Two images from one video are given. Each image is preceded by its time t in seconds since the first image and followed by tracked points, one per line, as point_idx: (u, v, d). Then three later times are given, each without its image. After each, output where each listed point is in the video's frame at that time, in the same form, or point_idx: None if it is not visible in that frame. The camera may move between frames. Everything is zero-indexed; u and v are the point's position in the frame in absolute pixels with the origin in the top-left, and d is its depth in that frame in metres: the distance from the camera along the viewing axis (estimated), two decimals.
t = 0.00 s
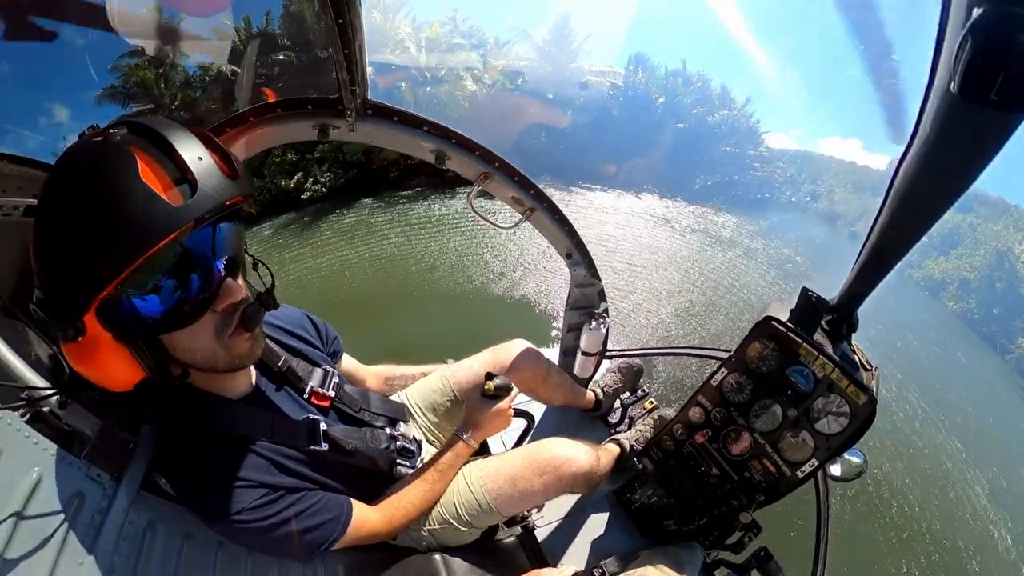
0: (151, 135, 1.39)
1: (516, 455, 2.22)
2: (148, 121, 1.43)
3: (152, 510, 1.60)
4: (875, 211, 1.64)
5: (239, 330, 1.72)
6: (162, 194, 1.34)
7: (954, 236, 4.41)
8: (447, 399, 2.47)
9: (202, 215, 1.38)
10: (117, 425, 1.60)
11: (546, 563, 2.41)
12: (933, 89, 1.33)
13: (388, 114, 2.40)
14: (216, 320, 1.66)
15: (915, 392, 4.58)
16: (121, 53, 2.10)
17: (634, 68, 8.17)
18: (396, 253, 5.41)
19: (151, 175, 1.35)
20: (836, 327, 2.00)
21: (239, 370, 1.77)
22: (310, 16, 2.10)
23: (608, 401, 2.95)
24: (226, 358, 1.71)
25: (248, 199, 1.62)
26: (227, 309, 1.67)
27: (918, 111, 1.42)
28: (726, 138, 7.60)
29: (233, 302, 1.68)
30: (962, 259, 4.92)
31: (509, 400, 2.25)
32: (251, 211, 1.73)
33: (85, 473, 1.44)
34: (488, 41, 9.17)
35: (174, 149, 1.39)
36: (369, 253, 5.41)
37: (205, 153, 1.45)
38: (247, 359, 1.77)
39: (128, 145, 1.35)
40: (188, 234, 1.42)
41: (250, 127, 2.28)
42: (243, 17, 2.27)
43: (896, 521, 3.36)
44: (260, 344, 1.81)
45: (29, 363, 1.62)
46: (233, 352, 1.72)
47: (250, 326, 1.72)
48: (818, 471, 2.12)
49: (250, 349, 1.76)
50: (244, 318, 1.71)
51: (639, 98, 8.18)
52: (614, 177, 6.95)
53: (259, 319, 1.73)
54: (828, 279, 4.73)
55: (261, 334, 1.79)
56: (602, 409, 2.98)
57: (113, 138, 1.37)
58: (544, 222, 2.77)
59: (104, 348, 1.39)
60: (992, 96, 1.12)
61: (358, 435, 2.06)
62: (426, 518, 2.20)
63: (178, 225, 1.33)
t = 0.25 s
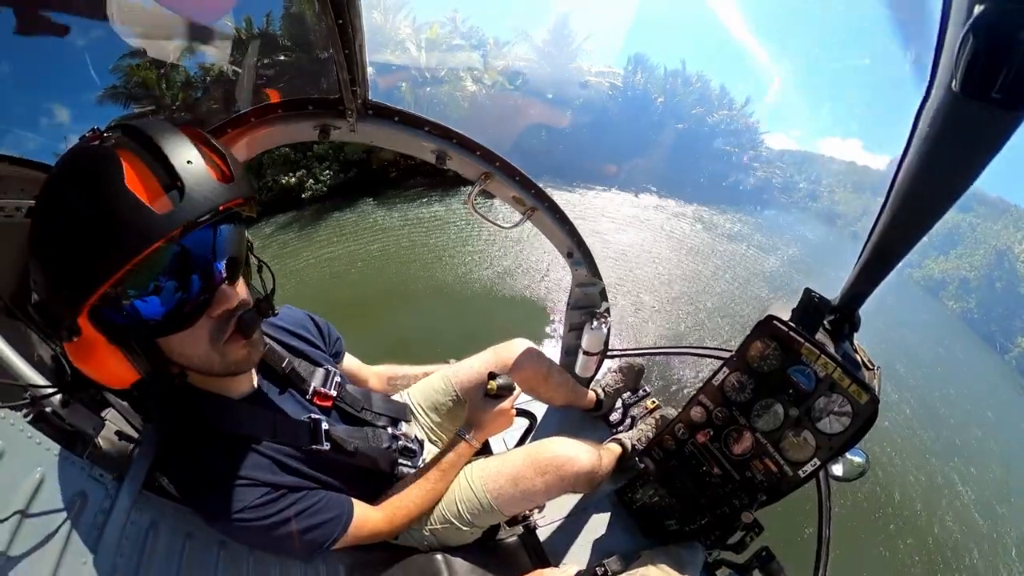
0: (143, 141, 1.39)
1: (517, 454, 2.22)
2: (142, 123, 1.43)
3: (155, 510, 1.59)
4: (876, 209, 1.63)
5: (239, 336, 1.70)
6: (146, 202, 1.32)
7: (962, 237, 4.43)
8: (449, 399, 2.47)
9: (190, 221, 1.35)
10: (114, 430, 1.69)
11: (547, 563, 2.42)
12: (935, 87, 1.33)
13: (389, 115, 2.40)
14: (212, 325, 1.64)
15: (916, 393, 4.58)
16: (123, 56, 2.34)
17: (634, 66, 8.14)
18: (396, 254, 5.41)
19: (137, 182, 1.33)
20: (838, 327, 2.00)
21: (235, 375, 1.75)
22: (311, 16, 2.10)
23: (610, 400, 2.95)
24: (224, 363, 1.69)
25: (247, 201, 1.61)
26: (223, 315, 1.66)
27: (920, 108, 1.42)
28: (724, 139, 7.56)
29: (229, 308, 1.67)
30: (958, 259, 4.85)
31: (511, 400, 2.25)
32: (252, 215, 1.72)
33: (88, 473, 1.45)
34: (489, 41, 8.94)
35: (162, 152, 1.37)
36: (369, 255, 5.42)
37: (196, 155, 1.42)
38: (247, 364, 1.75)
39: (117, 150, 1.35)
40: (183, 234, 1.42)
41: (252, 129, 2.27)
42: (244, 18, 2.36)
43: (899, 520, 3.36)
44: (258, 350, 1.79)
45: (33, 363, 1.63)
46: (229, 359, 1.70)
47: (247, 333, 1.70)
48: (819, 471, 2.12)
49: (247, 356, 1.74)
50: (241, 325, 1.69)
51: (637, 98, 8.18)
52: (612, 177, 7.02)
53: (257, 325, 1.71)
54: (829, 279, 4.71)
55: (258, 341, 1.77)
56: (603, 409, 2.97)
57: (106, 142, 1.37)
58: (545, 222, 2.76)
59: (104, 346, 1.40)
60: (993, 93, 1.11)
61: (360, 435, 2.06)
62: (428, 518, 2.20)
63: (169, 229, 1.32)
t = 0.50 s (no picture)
0: (144, 140, 1.38)
1: (517, 454, 2.22)
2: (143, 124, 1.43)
3: (154, 513, 1.57)
4: (874, 207, 1.64)
5: (237, 336, 1.70)
6: (148, 200, 1.32)
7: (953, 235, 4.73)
8: (448, 399, 2.48)
9: (191, 220, 1.35)
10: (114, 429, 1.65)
11: (547, 564, 2.42)
12: (931, 86, 1.34)
13: (387, 115, 2.41)
14: (211, 325, 1.65)
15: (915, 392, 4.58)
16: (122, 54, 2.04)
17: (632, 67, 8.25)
18: (392, 253, 5.40)
19: (140, 182, 1.33)
20: (836, 326, 2.01)
21: (234, 375, 1.75)
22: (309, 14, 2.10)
23: (609, 400, 2.95)
24: (223, 362, 1.71)
25: (247, 201, 1.62)
26: (221, 314, 1.67)
27: (917, 107, 1.42)
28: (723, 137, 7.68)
29: (228, 307, 1.68)
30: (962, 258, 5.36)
31: (511, 400, 2.24)
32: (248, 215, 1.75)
33: (86, 475, 1.44)
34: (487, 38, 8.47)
35: (163, 151, 1.36)
36: (366, 255, 5.40)
37: (197, 155, 1.42)
38: (245, 364, 1.76)
39: (119, 149, 1.34)
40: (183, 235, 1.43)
41: (250, 129, 2.31)
42: (246, 19, 2.19)
43: (897, 518, 3.37)
44: (257, 349, 1.79)
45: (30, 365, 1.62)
46: (228, 358, 1.71)
47: (246, 332, 1.70)
48: (818, 469, 2.12)
49: (246, 354, 1.75)
50: (240, 324, 1.69)
51: (635, 98, 8.26)
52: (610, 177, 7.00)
53: (256, 324, 1.71)
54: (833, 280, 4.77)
55: (257, 341, 1.78)
56: (602, 409, 2.97)
57: (105, 142, 1.37)
58: (544, 221, 2.76)
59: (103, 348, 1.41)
60: (989, 93, 1.12)
61: (360, 436, 2.06)
62: (427, 518, 2.20)
63: (170, 228, 1.32)
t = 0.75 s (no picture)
0: (141, 142, 1.38)
1: (515, 454, 2.22)
2: (136, 124, 1.42)
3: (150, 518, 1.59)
4: (868, 205, 1.65)
5: (233, 337, 1.70)
6: (144, 201, 1.32)
7: (949, 234, 4.91)
8: (446, 400, 2.48)
9: (185, 221, 1.34)
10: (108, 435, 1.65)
11: (547, 560, 2.40)
12: (924, 85, 1.34)
13: (382, 115, 2.40)
14: (207, 327, 1.64)
15: (910, 389, 4.61)
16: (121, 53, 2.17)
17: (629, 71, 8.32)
18: (384, 256, 5.47)
19: (135, 183, 1.33)
20: (832, 322, 1.99)
21: (231, 377, 1.75)
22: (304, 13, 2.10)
23: (605, 399, 2.96)
24: (219, 364, 1.70)
25: (242, 202, 1.61)
26: (218, 315, 1.66)
27: (911, 107, 1.43)
28: (720, 138, 7.72)
29: (224, 308, 1.67)
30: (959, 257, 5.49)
31: (506, 402, 2.24)
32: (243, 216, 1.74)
33: (82, 482, 1.44)
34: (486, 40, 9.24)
35: (158, 151, 1.37)
36: (359, 258, 5.47)
37: (191, 155, 1.42)
38: (241, 366, 1.75)
39: (112, 149, 1.34)
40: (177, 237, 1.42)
41: (244, 129, 2.25)
42: (246, 19, 2.30)
43: (892, 514, 3.40)
44: (253, 351, 1.78)
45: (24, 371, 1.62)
46: (224, 360, 1.70)
47: (242, 333, 1.70)
48: (814, 465, 2.14)
49: (242, 356, 1.74)
50: (236, 326, 1.69)
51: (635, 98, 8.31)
52: (604, 176, 7.04)
53: (251, 325, 1.71)
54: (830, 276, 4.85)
55: (254, 343, 1.77)
56: (599, 408, 2.98)
57: (100, 142, 1.36)
58: (539, 221, 2.76)
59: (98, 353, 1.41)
60: (981, 92, 1.13)
61: (358, 437, 2.05)
62: (426, 520, 2.20)
63: (165, 229, 1.32)
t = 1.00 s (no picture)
0: (134, 145, 1.38)
1: (515, 453, 2.22)
2: (131, 127, 1.42)
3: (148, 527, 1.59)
4: (860, 200, 1.66)
5: (231, 342, 1.69)
6: (139, 204, 1.32)
7: (948, 234, 5.51)
8: (444, 401, 2.48)
9: (180, 224, 1.34)
10: (104, 444, 1.63)
11: (547, 560, 2.40)
12: (912, 82, 1.35)
13: (373, 116, 2.40)
14: (203, 331, 1.63)
15: (906, 383, 4.65)
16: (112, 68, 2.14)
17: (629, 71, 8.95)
18: (375, 256, 5.54)
19: (130, 186, 1.33)
20: (827, 317, 2.02)
21: (229, 381, 1.73)
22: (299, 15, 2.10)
23: (602, 397, 2.97)
24: (216, 369, 1.68)
25: (237, 205, 1.59)
26: (213, 320, 1.64)
27: (899, 103, 1.44)
28: (722, 138, 8.06)
29: (221, 313, 1.65)
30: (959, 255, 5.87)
31: (505, 402, 2.23)
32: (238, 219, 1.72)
33: (78, 492, 1.44)
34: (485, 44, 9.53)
35: (153, 155, 1.36)
36: (351, 259, 5.54)
37: (186, 159, 1.41)
38: (240, 371, 1.74)
39: (107, 154, 1.34)
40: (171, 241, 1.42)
41: (237, 133, 2.25)
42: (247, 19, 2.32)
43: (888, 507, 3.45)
44: (251, 355, 1.77)
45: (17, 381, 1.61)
46: (221, 365, 1.69)
47: (240, 337, 1.69)
48: (813, 458, 2.15)
49: (240, 360, 1.73)
50: (233, 329, 1.68)
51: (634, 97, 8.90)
52: (597, 174, 7.14)
53: (248, 328, 1.70)
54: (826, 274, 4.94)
55: (252, 346, 1.75)
56: (596, 406, 2.98)
57: (92, 147, 1.36)
58: (533, 221, 2.76)
59: (94, 358, 1.41)
60: (969, 88, 1.14)
61: (357, 440, 2.06)
62: (426, 521, 2.20)
63: (159, 234, 1.31)
